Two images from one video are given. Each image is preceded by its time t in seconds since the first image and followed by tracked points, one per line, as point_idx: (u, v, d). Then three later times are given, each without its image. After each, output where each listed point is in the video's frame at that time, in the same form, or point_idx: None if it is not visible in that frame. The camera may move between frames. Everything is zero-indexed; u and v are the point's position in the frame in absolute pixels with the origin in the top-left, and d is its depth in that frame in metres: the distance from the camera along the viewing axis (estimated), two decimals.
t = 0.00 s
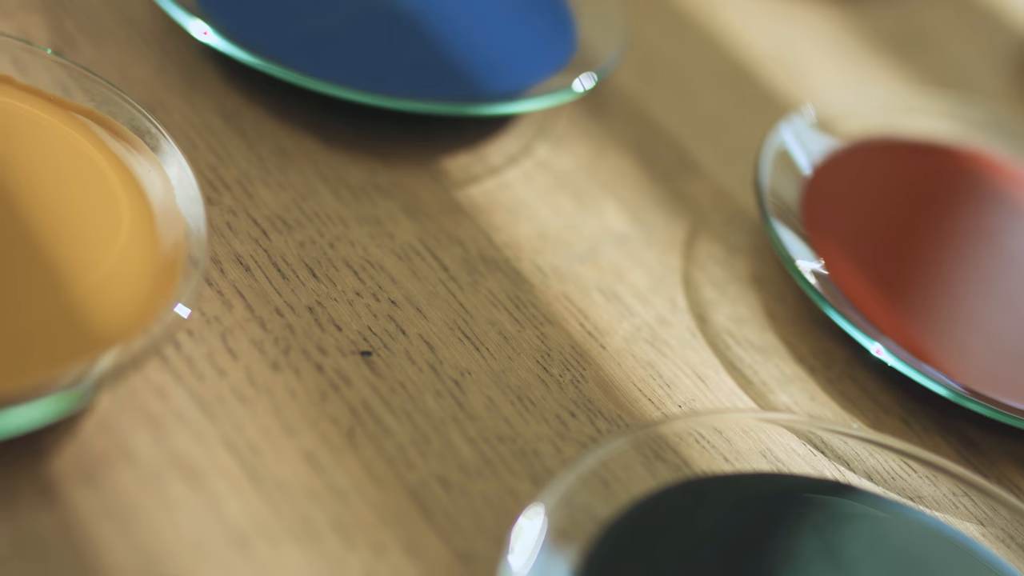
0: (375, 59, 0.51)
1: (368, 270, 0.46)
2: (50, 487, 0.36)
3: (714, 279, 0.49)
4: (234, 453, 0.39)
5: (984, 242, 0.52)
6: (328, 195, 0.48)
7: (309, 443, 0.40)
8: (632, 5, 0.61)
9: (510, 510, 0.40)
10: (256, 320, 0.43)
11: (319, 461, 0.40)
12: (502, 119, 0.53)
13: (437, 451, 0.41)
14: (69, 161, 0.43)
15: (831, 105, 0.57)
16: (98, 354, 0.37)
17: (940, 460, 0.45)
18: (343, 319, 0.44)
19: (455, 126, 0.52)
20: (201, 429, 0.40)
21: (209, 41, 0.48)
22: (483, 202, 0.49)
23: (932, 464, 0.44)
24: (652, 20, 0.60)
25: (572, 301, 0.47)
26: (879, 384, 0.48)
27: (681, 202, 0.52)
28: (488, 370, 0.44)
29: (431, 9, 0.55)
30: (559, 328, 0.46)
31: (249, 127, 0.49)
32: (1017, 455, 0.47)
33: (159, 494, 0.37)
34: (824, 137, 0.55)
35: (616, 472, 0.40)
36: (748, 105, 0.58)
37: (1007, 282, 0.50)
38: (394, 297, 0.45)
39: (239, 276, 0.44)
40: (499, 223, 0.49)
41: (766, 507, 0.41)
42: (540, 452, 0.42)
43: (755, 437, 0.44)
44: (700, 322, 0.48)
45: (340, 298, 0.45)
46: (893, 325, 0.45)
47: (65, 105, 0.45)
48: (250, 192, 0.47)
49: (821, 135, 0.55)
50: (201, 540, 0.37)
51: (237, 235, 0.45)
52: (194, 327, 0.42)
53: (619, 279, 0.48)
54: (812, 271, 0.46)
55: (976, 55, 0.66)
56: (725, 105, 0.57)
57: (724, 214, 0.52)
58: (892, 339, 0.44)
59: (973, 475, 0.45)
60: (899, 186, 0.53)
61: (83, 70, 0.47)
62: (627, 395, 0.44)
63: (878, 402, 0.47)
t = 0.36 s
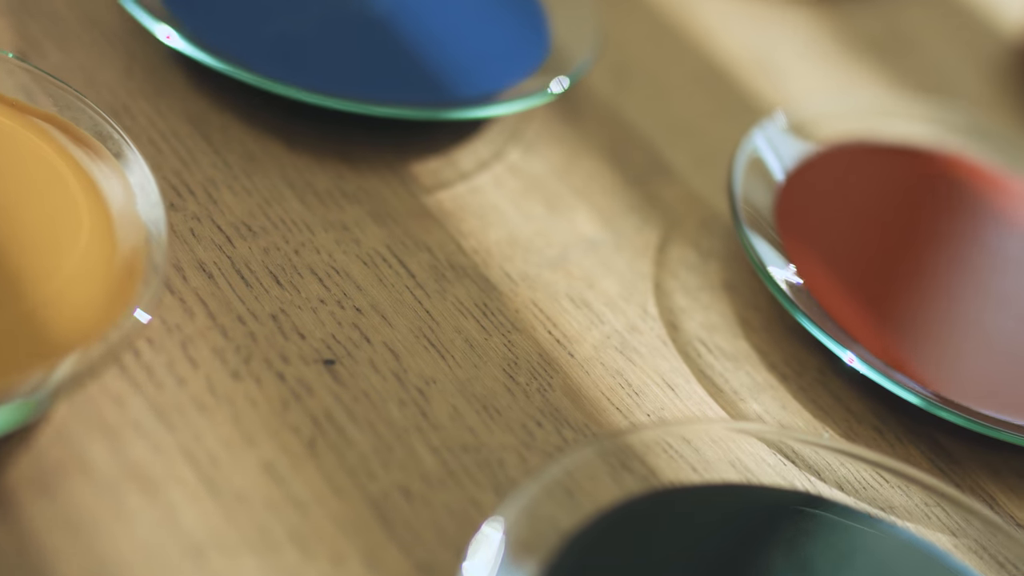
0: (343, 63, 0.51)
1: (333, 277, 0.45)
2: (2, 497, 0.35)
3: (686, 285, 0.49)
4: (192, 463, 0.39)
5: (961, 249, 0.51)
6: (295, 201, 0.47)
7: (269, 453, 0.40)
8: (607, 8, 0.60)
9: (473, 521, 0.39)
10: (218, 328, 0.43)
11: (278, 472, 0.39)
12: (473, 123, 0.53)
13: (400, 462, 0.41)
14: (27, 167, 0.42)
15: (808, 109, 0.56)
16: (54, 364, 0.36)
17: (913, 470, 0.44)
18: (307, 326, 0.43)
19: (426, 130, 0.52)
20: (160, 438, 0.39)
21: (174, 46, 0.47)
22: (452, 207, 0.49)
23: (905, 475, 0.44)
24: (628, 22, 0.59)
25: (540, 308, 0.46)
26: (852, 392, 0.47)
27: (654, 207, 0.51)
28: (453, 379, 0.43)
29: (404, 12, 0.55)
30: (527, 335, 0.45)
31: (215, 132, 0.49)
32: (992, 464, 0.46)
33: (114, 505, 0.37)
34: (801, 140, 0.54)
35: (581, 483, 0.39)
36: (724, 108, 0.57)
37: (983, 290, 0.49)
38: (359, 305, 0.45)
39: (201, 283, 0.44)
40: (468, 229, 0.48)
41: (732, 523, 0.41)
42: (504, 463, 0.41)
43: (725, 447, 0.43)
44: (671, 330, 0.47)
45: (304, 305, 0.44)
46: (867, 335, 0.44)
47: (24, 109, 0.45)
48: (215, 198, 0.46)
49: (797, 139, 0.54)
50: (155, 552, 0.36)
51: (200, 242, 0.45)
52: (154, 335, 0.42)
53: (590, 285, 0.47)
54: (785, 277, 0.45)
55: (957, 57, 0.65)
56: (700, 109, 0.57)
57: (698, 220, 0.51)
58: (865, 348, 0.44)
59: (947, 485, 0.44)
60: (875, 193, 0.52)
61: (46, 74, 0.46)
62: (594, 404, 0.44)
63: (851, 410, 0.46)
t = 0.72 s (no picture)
0: (309, 66, 0.50)
1: (296, 284, 0.45)
2: None
3: (657, 293, 0.48)
4: (148, 473, 0.37)
5: (936, 257, 0.51)
6: (259, 208, 0.47)
7: (226, 463, 0.39)
8: (581, 11, 0.60)
9: (434, 533, 0.39)
10: (177, 337, 0.42)
11: (236, 482, 0.38)
12: (443, 127, 0.52)
13: (360, 473, 0.40)
14: None
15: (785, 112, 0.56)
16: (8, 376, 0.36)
17: (882, 481, 0.44)
18: (268, 335, 0.43)
19: (395, 135, 0.51)
20: (116, 449, 0.38)
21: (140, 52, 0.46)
22: (419, 214, 0.48)
23: (874, 485, 0.43)
24: (602, 26, 0.59)
25: (507, 316, 0.46)
26: (823, 401, 0.46)
27: (625, 214, 0.50)
28: (416, 388, 0.43)
29: (374, 15, 0.54)
30: (493, 343, 0.45)
31: (180, 137, 0.48)
32: (964, 473, 0.45)
33: (67, 516, 0.35)
34: (775, 145, 0.54)
35: (544, 491, 0.39)
36: (698, 112, 0.56)
37: (957, 297, 0.49)
38: (322, 312, 0.44)
39: (162, 290, 0.43)
40: (435, 234, 0.48)
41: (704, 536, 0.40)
42: (467, 473, 0.41)
43: (691, 457, 0.43)
44: (640, 338, 0.46)
45: (266, 313, 0.43)
46: (841, 344, 0.44)
47: None
48: (178, 205, 0.46)
49: (771, 145, 0.53)
50: (107, 565, 0.34)
51: (162, 248, 0.44)
52: (112, 344, 0.41)
53: (558, 292, 0.47)
54: (756, 284, 0.44)
55: (936, 59, 0.65)
56: (674, 112, 0.56)
57: (670, 226, 0.51)
58: (837, 357, 0.43)
59: (917, 495, 0.44)
60: (849, 200, 0.52)
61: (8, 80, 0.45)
62: (560, 414, 0.43)
63: (822, 420, 0.46)
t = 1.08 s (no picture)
0: (276, 70, 0.49)
1: (259, 291, 0.44)
2: None
3: (627, 300, 0.47)
4: (103, 484, 0.37)
5: (916, 263, 0.50)
6: (224, 213, 0.46)
7: (183, 474, 0.38)
8: (555, 15, 0.59)
9: (393, 545, 0.38)
10: (136, 345, 0.41)
11: (192, 493, 0.38)
12: (412, 132, 0.51)
13: (320, 484, 0.39)
14: None
15: (762, 116, 0.55)
16: None
17: (852, 492, 0.43)
18: (230, 344, 0.42)
19: (364, 140, 0.51)
20: (71, 461, 0.37)
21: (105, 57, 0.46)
22: (386, 219, 0.48)
23: (844, 496, 0.43)
24: (577, 30, 0.58)
25: (474, 323, 0.45)
26: (794, 410, 0.46)
27: (596, 219, 0.50)
28: (379, 398, 0.42)
29: (345, 18, 0.54)
30: (458, 352, 0.44)
31: (145, 143, 0.48)
32: (936, 483, 0.45)
33: (17, 528, 0.34)
34: (752, 148, 0.53)
35: (507, 503, 0.38)
36: (673, 116, 0.56)
37: (937, 305, 0.48)
38: (285, 321, 0.43)
39: (122, 298, 0.42)
40: (402, 240, 0.47)
41: (668, 549, 0.39)
42: (429, 484, 0.40)
43: (658, 467, 0.42)
44: (608, 346, 0.46)
45: (227, 321, 0.43)
46: (818, 356, 0.43)
47: None
48: (141, 211, 0.45)
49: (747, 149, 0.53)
50: None
51: (123, 255, 0.43)
52: (70, 352, 0.40)
53: (526, 300, 0.46)
54: (726, 292, 0.44)
55: (916, 61, 0.64)
56: (648, 115, 0.55)
57: (641, 231, 0.50)
58: (808, 366, 0.42)
59: (886, 507, 0.43)
60: (826, 208, 0.51)
61: None
62: (526, 423, 0.42)
63: (793, 429, 0.45)
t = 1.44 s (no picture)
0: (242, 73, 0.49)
1: (221, 299, 0.43)
2: None
3: (596, 308, 0.47)
4: (56, 497, 0.36)
5: (895, 270, 0.50)
6: (187, 220, 0.45)
7: (140, 486, 0.37)
8: (529, 18, 0.59)
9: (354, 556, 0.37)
10: (94, 355, 0.40)
11: (149, 505, 0.37)
12: (381, 137, 0.51)
13: (279, 496, 0.39)
14: None
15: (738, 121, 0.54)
16: None
17: (822, 504, 0.43)
18: (190, 353, 0.42)
19: (331, 146, 0.50)
20: (23, 473, 0.36)
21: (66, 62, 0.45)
22: (352, 225, 0.47)
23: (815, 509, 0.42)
24: (550, 35, 0.58)
25: (439, 332, 0.44)
26: (764, 419, 0.45)
27: (566, 225, 0.49)
28: (340, 407, 0.42)
29: (314, 22, 0.53)
30: (422, 360, 0.43)
31: (109, 149, 0.47)
32: (908, 494, 0.44)
33: None
34: (726, 154, 0.52)
35: (468, 514, 0.38)
36: (646, 120, 0.55)
37: (916, 312, 0.48)
38: (247, 329, 0.43)
39: (81, 307, 0.42)
40: (368, 247, 0.46)
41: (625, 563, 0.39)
42: (390, 496, 0.39)
43: (624, 478, 0.41)
44: (576, 354, 0.45)
45: (188, 330, 0.42)
46: (795, 368, 0.43)
47: None
48: (103, 218, 0.45)
49: (722, 154, 0.52)
50: None
51: (83, 263, 0.43)
52: (27, 362, 0.39)
53: (493, 307, 0.46)
54: (695, 300, 0.43)
55: (895, 64, 0.63)
56: (621, 120, 0.55)
57: (612, 238, 0.50)
58: (778, 375, 0.42)
59: (856, 518, 0.42)
60: (802, 215, 0.51)
61: None
62: (490, 434, 0.42)
63: (763, 439, 0.44)
